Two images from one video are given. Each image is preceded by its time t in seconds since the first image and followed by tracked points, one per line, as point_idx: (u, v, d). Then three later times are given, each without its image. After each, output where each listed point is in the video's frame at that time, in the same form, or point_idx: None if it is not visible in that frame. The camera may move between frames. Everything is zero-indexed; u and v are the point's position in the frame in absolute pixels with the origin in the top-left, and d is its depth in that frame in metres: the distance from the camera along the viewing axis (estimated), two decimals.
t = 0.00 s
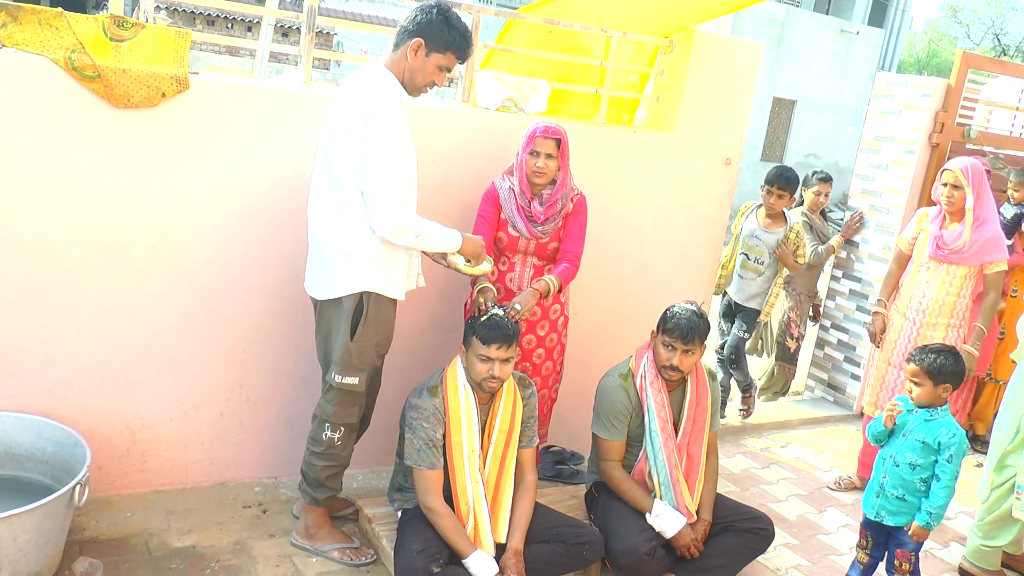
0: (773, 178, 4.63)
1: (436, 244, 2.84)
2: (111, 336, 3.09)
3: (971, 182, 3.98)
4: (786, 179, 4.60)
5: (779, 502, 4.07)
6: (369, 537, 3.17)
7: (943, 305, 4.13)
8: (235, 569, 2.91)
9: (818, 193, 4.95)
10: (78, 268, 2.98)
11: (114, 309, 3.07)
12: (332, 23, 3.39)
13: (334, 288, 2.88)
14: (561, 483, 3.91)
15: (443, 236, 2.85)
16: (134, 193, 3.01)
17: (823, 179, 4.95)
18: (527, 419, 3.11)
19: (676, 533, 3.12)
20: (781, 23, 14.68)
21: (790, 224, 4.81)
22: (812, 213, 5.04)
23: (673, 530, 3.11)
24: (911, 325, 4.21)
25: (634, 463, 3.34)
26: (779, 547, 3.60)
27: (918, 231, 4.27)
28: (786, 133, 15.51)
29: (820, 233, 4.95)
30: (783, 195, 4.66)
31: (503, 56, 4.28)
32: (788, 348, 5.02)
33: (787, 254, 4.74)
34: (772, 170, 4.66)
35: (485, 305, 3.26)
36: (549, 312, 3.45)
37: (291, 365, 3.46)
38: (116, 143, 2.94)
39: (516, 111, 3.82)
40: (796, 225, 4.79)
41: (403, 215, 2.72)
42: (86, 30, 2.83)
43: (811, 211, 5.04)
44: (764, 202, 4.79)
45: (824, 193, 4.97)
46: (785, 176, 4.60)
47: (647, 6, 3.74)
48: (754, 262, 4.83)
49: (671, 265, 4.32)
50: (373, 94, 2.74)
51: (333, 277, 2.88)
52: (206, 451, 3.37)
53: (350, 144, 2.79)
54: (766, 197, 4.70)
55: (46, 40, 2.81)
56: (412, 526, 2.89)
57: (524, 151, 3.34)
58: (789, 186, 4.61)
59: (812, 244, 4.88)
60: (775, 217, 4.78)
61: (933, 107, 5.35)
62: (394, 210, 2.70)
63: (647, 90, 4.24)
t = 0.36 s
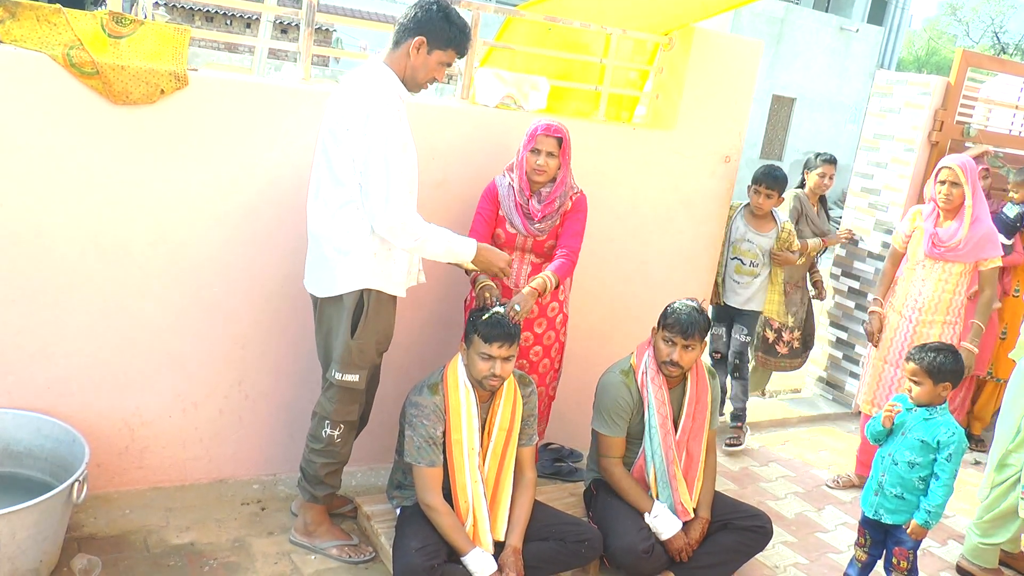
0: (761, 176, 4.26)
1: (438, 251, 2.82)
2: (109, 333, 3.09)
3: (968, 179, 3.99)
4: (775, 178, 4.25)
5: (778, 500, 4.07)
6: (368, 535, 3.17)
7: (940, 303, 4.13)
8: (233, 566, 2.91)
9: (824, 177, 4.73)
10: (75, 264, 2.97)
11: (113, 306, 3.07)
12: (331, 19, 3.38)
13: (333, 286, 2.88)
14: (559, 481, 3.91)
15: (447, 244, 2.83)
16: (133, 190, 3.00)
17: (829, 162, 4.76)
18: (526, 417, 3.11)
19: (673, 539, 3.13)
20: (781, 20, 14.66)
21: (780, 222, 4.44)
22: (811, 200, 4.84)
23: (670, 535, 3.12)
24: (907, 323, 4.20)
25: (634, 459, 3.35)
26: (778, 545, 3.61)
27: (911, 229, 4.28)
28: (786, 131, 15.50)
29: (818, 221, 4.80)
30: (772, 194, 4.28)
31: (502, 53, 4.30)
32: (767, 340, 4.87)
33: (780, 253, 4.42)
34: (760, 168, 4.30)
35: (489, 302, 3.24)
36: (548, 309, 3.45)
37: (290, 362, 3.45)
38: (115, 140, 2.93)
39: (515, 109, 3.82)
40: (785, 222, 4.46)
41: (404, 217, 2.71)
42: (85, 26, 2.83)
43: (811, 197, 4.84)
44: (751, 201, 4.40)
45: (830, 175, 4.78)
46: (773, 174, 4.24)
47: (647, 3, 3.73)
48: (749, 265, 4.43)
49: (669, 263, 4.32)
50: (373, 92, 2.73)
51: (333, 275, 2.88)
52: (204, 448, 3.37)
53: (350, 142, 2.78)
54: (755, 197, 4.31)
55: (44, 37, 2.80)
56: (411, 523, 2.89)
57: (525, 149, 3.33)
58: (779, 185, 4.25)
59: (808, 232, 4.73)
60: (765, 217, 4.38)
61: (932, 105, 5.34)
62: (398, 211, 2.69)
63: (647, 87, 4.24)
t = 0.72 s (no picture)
0: (750, 185, 4.06)
1: (444, 260, 2.80)
2: (107, 330, 3.08)
3: (961, 178, 3.98)
4: (767, 184, 4.04)
5: (776, 499, 4.07)
6: (365, 533, 3.17)
7: (937, 301, 4.13)
8: (230, 564, 2.91)
9: (840, 175, 4.69)
10: (73, 261, 2.97)
11: (111, 302, 3.06)
12: (330, 16, 3.37)
13: (335, 284, 2.87)
14: (557, 480, 3.92)
15: (454, 256, 2.81)
16: (131, 186, 3.00)
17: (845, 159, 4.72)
18: (524, 415, 3.11)
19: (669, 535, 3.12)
20: (780, 19, 14.66)
21: (780, 226, 4.23)
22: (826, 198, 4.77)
23: (667, 532, 3.12)
24: (903, 322, 4.20)
25: (633, 457, 3.37)
26: (775, 544, 3.61)
27: (908, 228, 4.27)
28: (784, 129, 15.50)
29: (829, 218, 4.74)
30: (763, 203, 4.08)
31: (501, 51, 4.33)
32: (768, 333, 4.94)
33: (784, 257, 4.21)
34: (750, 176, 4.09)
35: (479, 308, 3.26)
36: (548, 308, 3.45)
37: (288, 360, 3.45)
38: (114, 136, 2.93)
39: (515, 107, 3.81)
40: (785, 225, 4.26)
41: (406, 223, 2.71)
42: (84, 23, 2.84)
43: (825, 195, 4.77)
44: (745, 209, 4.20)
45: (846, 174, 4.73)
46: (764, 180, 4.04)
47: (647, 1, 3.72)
48: (753, 272, 4.24)
49: (668, 261, 4.32)
50: (376, 91, 2.72)
51: (334, 273, 2.87)
52: (202, 445, 3.37)
53: (356, 142, 2.75)
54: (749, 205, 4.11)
55: (43, 33, 2.80)
56: (409, 521, 2.89)
57: (525, 147, 3.32)
58: (770, 192, 4.04)
59: (814, 229, 4.68)
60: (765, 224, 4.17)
61: (931, 104, 5.34)
62: (406, 216, 2.69)
63: (647, 85, 4.24)
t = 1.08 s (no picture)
0: (737, 195, 4.06)
1: (441, 263, 2.80)
2: (105, 329, 3.08)
3: (956, 178, 3.99)
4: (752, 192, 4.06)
5: (774, 499, 4.07)
6: (364, 533, 3.16)
7: (932, 300, 4.14)
8: (228, 564, 2.90)
9: (865, 160, 4.57)
10: (71, 260, 2.96)
11: (110, 302, 3.06)
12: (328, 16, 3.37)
13: (334, 284, 2.87)
14: (555, 479, 3.91)
15: (451, 257, 2.81)
16: (130, 186, 2.99)
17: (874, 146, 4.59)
18: (522, 415, 3.11)
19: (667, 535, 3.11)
20: (779, 20, 14.66)
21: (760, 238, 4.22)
22: (859, 184, 4.68)
23: (665, 532, 3.11)
24: (899, 322, 4.21)
25: (631, 458, 3.37)
26: (773, 544, 3.61)
27: (904, 228, 4.27)
28: (783, 130, 15.51)
29: (858, 206, 4.68)
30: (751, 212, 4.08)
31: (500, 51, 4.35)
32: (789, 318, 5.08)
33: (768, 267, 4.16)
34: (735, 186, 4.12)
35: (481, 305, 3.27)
36: (546, 308, 3.45)
37: (286, 359, 3.45)
38: (112, 136, 2.92)
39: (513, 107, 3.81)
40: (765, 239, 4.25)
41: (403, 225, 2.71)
42: (82, 22, 2.84)
43: (858, 181, 4.68)
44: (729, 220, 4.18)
45: (875, 159, 4.59)
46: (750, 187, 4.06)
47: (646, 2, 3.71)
48: (740, 286, 4.16)
49: (667, 261, 4.32)
50: (376, 91, 2.71)
51: (333, 273, 2.87)
52: (200, 445, 3.36)
53: (354, 141, 2.75)
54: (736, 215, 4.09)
55: (41, 32, 2.79)
56: (407, 521, 2.89)
57: (525, 147, 3.32)
58: (758, 201, 4.05)
59: (839, 215, 4.70)
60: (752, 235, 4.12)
61: (931, 105, 5.34)
62: (404, 216, 2.69)
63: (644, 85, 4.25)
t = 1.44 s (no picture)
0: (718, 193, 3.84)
1: (433, 254, 2.82)
2: (103, 330, 3.07)
3: (949, 174, 3.99)
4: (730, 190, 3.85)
5: (773, 497, 4.07)
6: (363, 533, 3.16)
7: (928, 296, 4.13)
8: (226, 564, 2.90)
9: (868, 144, 4.61)
10: (69, 261, 2.96)
11: (108, 303, 3.06)
12: (325, 16, 3.36)
13: (331, 284, 2.87)
14: (554, 478, 3.91)
15: (443, 249, 2.82)
16: (126, 186, 2.99)
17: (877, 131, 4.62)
18: (520, 414, 3.11)
19: (667, 533, 3.10)
20: (776, 17, 14.65)
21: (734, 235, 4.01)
22: (864, 169, 4.70)
23: (664, 530, 3.10)
24: (894, 318, 4.21)
25: (629, 456, 3.37)
26: (772, 542, 3.61)
27: (898, 225, 4.27)
28: (781, 127, 15.51)
29: (861, 191, 4.70)
30: (729, 211, 3.87)
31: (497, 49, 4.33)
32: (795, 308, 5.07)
33: (740, 265, 3.99)
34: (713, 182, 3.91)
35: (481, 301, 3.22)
36: (544, 306, 3.45)
37: (284, 359, 3.45)
38: (109, 136, 2.92)
39: (510, 105, 3.81)
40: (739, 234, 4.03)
41: (398, 220, 2.70)
42: (78, 23, 2.83)
43: (863, 166, 4.70)
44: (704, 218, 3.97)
45: (877, 144, 4.61)
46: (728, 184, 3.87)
47: None
48: (712, 285, 4.00)
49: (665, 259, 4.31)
50: (371, 89, 2.71)
51: (330, 273, 2.86)
52: (199, 445, 3.36)
53: (348, 139, 2.77)
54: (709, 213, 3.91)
55: (37, 33, 2.79)
56: (406, 521, 2.88)
57: (521, 146, 3.32)
58: (738, 200, 3.84)
59: (841, 200, 4.76)
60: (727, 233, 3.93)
61: (928, 101, 5.35)
62: (398, 213, 2.69)
63: (641, 83, 4.25)
